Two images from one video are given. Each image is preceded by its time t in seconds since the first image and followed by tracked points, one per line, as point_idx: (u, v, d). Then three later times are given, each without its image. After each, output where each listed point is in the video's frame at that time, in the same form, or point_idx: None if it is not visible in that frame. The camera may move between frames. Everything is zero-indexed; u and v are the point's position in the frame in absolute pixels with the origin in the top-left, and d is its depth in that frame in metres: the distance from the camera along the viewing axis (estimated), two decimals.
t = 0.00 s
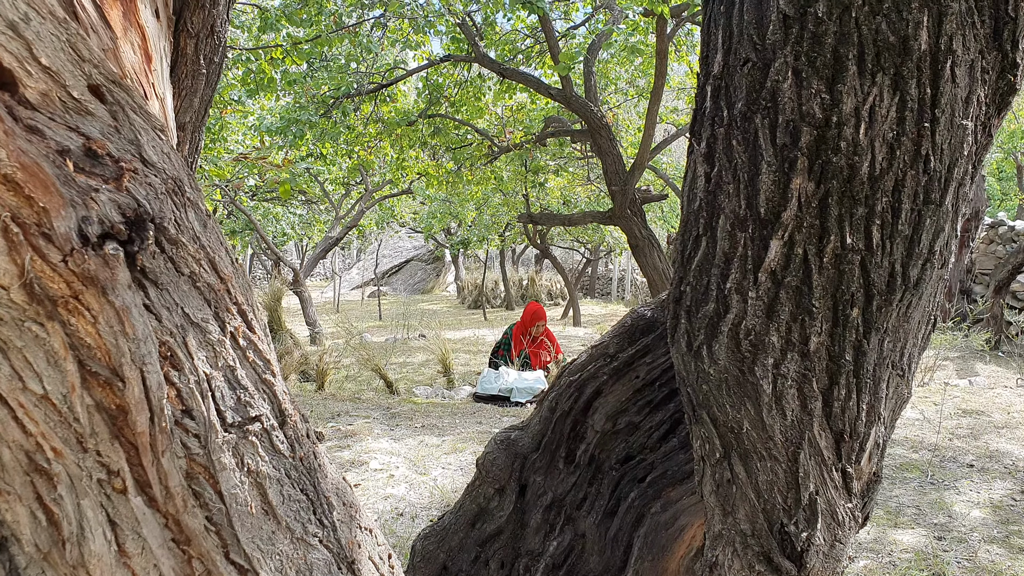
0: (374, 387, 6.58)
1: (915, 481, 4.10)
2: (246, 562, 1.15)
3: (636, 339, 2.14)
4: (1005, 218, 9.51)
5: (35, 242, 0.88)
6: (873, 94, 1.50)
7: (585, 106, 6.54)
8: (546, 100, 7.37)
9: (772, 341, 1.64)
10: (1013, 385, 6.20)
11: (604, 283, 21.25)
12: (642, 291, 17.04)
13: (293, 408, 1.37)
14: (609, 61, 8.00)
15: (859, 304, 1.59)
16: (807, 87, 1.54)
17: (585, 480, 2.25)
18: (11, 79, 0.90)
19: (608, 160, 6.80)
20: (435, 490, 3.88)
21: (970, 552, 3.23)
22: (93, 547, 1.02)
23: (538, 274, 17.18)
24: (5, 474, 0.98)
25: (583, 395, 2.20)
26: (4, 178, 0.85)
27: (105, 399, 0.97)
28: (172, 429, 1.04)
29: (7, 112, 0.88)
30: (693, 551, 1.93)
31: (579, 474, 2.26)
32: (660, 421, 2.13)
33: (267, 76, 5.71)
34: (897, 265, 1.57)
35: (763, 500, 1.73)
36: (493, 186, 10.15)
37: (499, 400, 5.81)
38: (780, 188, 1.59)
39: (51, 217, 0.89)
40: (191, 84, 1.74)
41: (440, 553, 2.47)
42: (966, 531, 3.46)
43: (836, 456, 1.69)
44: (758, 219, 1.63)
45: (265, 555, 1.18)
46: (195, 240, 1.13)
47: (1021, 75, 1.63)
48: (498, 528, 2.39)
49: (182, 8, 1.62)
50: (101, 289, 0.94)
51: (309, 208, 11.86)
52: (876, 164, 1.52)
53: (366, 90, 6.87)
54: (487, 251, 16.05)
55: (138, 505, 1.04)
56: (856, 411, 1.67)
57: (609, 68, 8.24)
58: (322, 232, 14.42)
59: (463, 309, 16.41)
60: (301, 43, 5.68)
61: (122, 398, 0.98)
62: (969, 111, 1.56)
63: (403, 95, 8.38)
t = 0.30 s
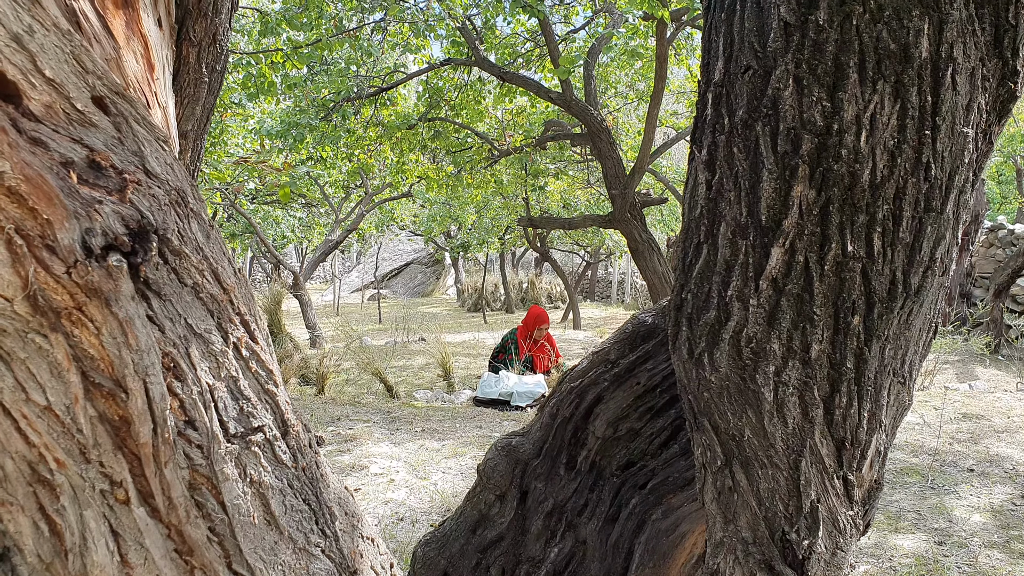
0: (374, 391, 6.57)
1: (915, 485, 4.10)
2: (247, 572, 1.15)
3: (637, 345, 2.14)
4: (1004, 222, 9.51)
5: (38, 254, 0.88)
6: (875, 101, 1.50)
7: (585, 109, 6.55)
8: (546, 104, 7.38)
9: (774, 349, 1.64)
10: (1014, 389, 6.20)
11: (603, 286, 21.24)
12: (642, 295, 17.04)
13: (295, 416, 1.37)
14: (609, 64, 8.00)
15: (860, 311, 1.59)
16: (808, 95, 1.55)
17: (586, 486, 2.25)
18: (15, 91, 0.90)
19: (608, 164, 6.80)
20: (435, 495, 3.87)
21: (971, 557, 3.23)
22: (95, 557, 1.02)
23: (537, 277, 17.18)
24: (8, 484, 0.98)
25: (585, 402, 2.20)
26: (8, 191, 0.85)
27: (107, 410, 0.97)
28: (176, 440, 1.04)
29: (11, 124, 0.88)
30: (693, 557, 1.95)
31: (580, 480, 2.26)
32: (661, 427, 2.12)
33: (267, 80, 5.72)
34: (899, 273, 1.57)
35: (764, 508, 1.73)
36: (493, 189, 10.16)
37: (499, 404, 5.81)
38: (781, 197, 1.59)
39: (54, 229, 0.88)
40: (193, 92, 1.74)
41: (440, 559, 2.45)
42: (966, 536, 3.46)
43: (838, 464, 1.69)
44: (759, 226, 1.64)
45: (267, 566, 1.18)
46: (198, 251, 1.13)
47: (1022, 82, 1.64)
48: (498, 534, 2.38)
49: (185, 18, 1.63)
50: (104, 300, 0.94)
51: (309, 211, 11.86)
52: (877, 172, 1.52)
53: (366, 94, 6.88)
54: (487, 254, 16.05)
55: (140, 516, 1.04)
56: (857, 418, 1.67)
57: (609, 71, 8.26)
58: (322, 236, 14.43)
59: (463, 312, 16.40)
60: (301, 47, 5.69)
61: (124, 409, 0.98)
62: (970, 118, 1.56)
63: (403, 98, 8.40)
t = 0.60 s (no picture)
0: (375, 394, 6.57)
1: (915, 489, 4.10)
2: None
3: (639, 351, 2.14)
4: (1004, 225, 9.52)
5: (43, 267, 0.88)
6: (875, 109, 1.51)
7: (585, 112, 6.55)
8: (546, 107, 7.38)
9: (775, 356, 1.64)
10: (1014, 392, 6.20)
11: (604, 289, 21.24)
12: (642, 297, 17.04)
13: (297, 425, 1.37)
14: (609, 67, 7.99)
15: (861, 318, 1.59)
16: (809, 102, 1.55)
17: (587, 492, 2.25)
18: (21, 104, 0.91)
19: (608, 167, 6.80)
20: (436, 499, 3.87)
21: (972, 561, 3.23)
22: (99, 568, 1.02)
23: (537, 279, 17.18)
24: (12, 495, 0.99)
25: (586, 408, 2.20)
26: (13, 204, 0.86)
27: (112, 421, 0.98)
28: (179, 451, 1.04)
29: (16, 137, 0.88)
30: (694, 563, 2.05)
31: (581, 486, 2.26)
32: (662, 434, 2.12)
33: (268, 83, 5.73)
34: (900, 280, 1.57)
35: (766, 515, 1.73)
36: (493, 192, 10.16)
37: (499, 408, 5.80)
38: (782, 204, 1.60)
39: (59, 241, 0.89)
40: (195, 101, 1.74)
41: (441, 565, 2.45)
42: (967, 540, 3.46)
43: (839, 471, 1.70)
44: (760, 234, 1.64)
45: None
46: (202, 262, 1.14)
47: (1022, 90, 1.64)
48: (500, 540, 2.37)
49: (188, 27, 1.63)
50: (109, 312, 0.94)
51: (309, 213, 11.87)
52: (878, 179, 1.53)
53: (366, 97, 6.88)
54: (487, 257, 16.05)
55: (144, 526, 1.04)
56: (859, 426, 1.67)
57: (609, 74, 8.27)
58: (322, 238, 14.42)
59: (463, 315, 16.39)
60: (301, 51, 5.69)
61: (128, 420, 0.98)
62: (971, 125, 1.57)
63: (403, 101, 8.41)
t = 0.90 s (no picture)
0: (374, 397, 6.57)
1: (915, 492, 4.10)
2: None
3: (639, 357, 2.14)
4: (1004, 226, 9.53)
5: (45, 281, 0.88)
6: (875, 116, 1.51)
7: (585, 115, 6.55)
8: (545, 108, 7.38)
9: (775, 363, 1.65)
10: (1013, 394, 6.21)
11: (603, 290, 21.25)
12: (642, 299, 17.04)
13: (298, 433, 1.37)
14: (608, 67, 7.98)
15: (861, 326, 1.60)
16: (809, 110, 1.56)
17: (588, 498, 2.25)
18: (23, 118, 0.91)
19: (608, 169, 6.80)
20: (435, 502, 3.87)
21: (971, 565, 3.23)
22: None
23: (537, 280, 17.19)
24: (14, 507, 0.99)
25: (586, 414, 2.19)
26: (15, 218, 0.85)
27: (113, 433, 0.98)
28: (180, 463, 1.04)
29: (18, 151, 0.88)
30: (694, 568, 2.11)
31: (582, 492, 2.26)
32: (662, 439, 2.12)
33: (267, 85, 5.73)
34: (899, 287, 1.58)
35: (766, 523, 1.73)
36: (492, 193, 10.17)
37: (499, 410, 5.81)
38: (782, 211, 1.60)
39: (61, 255, 0.89)
40: (196, 109, 1.74)
41: (441, 571, 2.45)
42: (966, 543, 3.46)
43: (839, 478, 1.70)
44: (760, 241, 1.64)
45: None
46: (204, 274, 1.14)
47: (1022, 97, 1.65)
48: (500, 546, 2.37)
49: (188, 35, 1.63)
50: (110, 325, 0.94)
51: (309, 214, 11.87)
52: (878, 187, 1.53)
53: (365, 99, 6.89)
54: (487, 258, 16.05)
55: (146, 538, 1.04)
56: (859, 433, 1.67)
57: (608, 76, 8.28)
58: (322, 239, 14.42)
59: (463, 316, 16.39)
60: (301, 53, 5.69)
61: (130, 433, 0.98)
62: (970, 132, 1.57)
63: (403, 103, 8.42)
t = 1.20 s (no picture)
0: (374, 398, 6.56)
1: (915, 495, 4.11)
2: None
3: (640, 362, 2.14)
4: (1003, 227, 9.55)
5: (48, 295, 0.88)
6: (876, 123, 1.52)
7: (585, 116, 6.55)
8: (545, 109, 7.38)
9: (776, 371, 1.65)
10: (1012, 395, 6.22)
11: (603, 291, 21.25)
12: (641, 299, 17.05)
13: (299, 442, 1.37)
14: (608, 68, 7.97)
15: (862, 333, 1.60)
16: (809, 117, 1.56)
17: (588, 503, 2.25)
18: (25, 132, 0.91)
19: (607, 170, 6.78)
20: (435, 505, 3.87)
21: (971, 567, 3.24)
22: None
23: (537, 281, 17.19)
24: (16, 519, 0.98)
25: (587, 419, 2.19)
26: (18, 233, 0.85)
27: (116, 446, 0.98)
28: (183, 476, 1.05)
29: (21, 165, 0.88)
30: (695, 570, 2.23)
31: (582, 497, 2.26)
32: (663, 445, 2.13)
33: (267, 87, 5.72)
34: (900, 294, 1.58)
35: (767, 530, 1.74)
36: (491, 194, 10.17)
37: (499, 412, 5.81)
38: (783, 219, 1.60)
39: (64, 269, 0.89)
40: (197, 117, 1.74)
41: None
42: (966, 546, 3.47)
43: (840, 486, 1.70)
44: (761, 247, 1.64)
45: None
46: (207, 287, 1.14)
47: (1022, 103, 1.65)
48: (500, 552, 2.36)
49: (189, 45, 1.64)
50: (113, 339, 0.95)
51: (308, 215, 11.86)
52: (878, 194, 1.53)
53: (365, 100, 6.88)
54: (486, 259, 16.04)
55: (148, 550, 1.04)
56: (860, 440, 1.67)
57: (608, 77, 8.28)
58: (321, 240, 14.41)
59: (463, 317, 16.40)
60: (301, 55, 5.68)
61: (133, 446, 0.98)
62: (971, 139, 1.57)
63: (403, 104, 8.43)
